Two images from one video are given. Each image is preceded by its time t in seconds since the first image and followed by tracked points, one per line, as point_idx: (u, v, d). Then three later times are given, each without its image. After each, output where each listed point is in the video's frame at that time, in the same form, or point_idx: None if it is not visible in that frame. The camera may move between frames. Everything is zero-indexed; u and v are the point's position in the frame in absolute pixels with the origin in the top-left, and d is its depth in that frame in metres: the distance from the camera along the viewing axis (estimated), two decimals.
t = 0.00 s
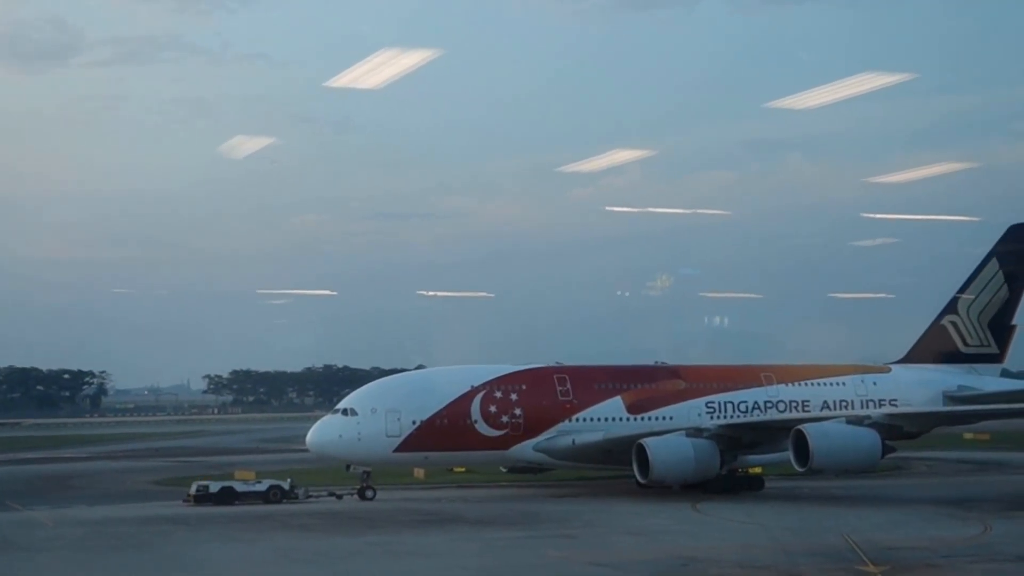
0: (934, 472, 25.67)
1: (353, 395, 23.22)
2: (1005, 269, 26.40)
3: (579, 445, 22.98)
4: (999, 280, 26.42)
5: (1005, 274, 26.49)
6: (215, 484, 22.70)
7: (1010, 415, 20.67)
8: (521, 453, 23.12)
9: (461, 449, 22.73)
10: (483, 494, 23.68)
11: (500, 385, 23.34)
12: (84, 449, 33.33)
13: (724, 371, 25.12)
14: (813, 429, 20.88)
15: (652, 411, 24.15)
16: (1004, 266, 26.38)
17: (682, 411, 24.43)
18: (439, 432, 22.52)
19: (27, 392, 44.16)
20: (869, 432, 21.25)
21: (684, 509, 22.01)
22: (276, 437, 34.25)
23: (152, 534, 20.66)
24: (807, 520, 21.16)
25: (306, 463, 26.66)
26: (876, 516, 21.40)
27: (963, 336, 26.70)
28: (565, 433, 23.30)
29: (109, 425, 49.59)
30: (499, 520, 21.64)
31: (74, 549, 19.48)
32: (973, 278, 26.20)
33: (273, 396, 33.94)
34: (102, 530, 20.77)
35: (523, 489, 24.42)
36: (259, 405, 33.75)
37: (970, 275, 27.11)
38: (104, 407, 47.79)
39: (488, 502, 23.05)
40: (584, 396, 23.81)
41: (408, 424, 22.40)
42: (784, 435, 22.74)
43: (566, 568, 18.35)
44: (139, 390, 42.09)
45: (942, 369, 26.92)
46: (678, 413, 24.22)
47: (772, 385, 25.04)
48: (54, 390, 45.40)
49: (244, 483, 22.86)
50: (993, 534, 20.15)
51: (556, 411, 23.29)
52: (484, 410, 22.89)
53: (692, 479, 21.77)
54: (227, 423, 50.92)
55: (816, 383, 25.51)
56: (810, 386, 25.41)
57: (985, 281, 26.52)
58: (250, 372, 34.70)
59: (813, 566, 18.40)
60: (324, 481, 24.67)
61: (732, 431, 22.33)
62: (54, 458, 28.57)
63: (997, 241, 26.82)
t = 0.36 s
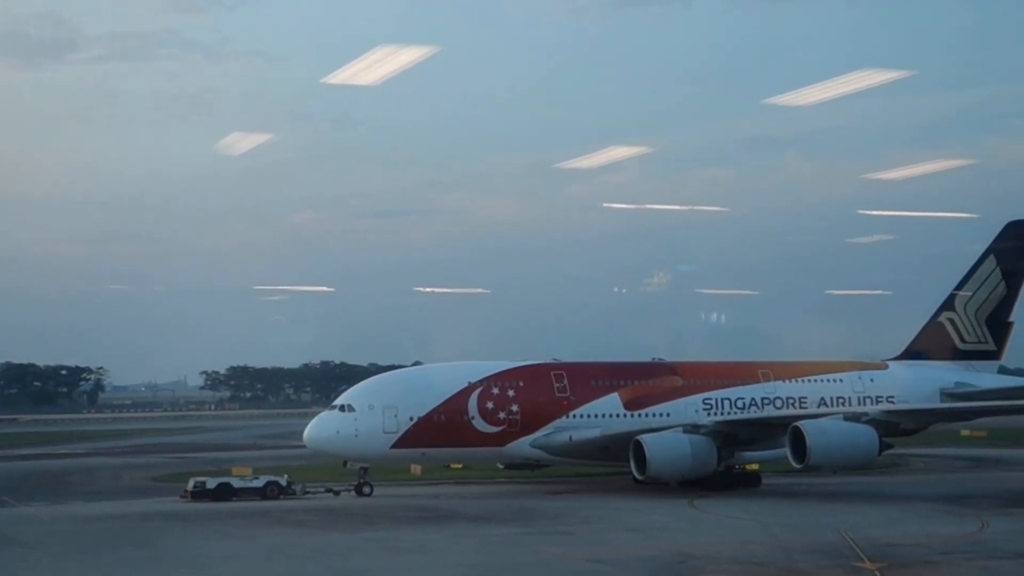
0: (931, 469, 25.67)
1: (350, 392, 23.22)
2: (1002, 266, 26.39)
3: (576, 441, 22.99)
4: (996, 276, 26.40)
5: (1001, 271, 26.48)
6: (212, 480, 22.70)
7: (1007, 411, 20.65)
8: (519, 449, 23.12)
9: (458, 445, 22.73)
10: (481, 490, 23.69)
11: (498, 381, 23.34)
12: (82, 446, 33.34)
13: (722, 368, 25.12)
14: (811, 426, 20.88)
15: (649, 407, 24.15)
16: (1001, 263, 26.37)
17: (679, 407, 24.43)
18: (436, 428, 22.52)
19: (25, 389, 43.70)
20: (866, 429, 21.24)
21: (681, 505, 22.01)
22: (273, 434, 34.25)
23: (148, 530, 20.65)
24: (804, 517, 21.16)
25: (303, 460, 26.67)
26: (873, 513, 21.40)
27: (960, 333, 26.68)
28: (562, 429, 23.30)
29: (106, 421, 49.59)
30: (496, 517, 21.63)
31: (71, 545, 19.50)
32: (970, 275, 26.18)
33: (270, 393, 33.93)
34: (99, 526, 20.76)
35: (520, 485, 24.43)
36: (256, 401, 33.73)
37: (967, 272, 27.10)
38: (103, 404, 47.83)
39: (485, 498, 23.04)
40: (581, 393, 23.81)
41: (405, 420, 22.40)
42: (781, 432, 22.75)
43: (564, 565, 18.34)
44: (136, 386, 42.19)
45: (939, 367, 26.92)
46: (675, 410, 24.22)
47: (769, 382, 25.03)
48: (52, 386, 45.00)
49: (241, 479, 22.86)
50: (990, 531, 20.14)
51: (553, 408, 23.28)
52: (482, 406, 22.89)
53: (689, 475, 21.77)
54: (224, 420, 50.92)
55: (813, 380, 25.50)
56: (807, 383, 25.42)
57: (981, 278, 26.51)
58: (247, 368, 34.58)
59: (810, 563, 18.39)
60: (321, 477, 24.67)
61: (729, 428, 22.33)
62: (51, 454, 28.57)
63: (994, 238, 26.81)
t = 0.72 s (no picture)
0: (928, 465, 25.66)
1: (347, 386, 23.21)
2: (1000, 261, 26.38)
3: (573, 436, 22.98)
4: (994, 272, 26.38)
5: (999, 266, 26.46)
6: (209, 474, 22.67)
7: (1005, 407, 20.63)
8: (516, 444, 23.11)
9: (455, 440, 22.71)
10: (477, 485, 23.68)
11: (495, 376, 23.33)
12: (79, 440, 33.32)
13: (719, 363, 25.11)
14: (808, 421, 20.86)
15: (646, 403, 24.13)
16: (999, 258, 26.35)
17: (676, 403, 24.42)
18: (433, 423, 22.51)
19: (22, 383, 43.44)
20: (863, 425, 21.22)
21: (677, 500, 22.00)
22: (270, 428, 34.23)
23: (145, 524, 20.64)
24: (800, 513, 21.15)
25: (300, 454, 26.65)
26: (869, 509, 21.40)
27: (957, 328, 26.67)
28: (559, 424, 23.29)
29: (103, 416, 49.57)
30: (493, 512, 21.62)
31: (68, 540, 19.49)
32: (968, 270, 26.16)
33: (267, 387, 33.89)
34: (95, 521, 20.76)
35: (516, 480, 24.42)
36: (253, 395, 33.70)
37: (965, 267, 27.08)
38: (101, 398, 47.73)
39: (482, 493, 23.03)
40: (578, 388, 23.80)
41: (402, 415, 22.39)
42: (778, 427, 22.74)
43: (561, 561, 18.35)
44: (133, 380, 42.16)
45: (936, 362, 26.91)
46: (672, 405, 24.21)
47: (766, 377, 25.03)
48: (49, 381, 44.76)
49: (238, 474, 22.83)
50: (987, 527, 20.14)
51: (550, 403, 23.27)
52: (479, 401, 22.88)
53: (686, 471, 21.76)
54: (222, 414, 50.90)
55: (810, 375, 25.49)
56: (804, 379, 25.40)
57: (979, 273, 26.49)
58: (244, 363, 34.83)
59: (807, 559, 18.39)
60: (318, 472, 24.65)
61: (726, 423, 22.32)
62: (48, 448, 28.56)
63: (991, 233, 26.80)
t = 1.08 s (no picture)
0: (925, 459, 25.68)
1: (345, 379, 23.20)
2: (997, 255, 26.39)
3: (570, 430, 22.99)
4: (991, 266, 26.40)
5: (996, 261, 26.48)
6: (207, 467, 22.66)
7: (1002, 400, 20.64)
8: (512, 438, 23.11)
9: (452, 434, 22.71)
10: (475, 478, 23.69)
11: (492, 369, 23.32)
12: (74, 432, 33.24)
13: (716, 357, 25.11)
14: (805, 415, 20.87)
15: (643, 396, 24.14)
16: (996, 252, 26.37)
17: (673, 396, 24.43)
18: (430, 416, 22.51)
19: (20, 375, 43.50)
20: (860, 419, 21.22)
21: (674, 494, 22.03)
22: (267, 422, 34.15)
23: (143, 517, 20.67)
24: (797, 506, 21.20)
25: (297, 448, 26.64)
26: (866, 502, 21.44)
27: (954, 322, 26.67)
28: (556, 418, 23.30)
29: (100, 409, 49.49)
30: (490, 505, 21.65)
31: (65, 532, 19.52)
32: (965, 264, 26.16)
33: (263, 380, 33.81)
34: (93, 514, 20.77)
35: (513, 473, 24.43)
36: (250, 388, 33.61)
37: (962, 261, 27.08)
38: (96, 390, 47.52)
39: (479, 486, 23.04)
40: (575, 381, 23.80)
41: (399, 409, 22.39)
42: (775, 420, 22.74)
43: (559, 554, 18.54)
44: (129, 373, 42.05)
45: (933, 356, 26.92)
46: (669, 399, 24.21)
47: (763, 371, 25.04)
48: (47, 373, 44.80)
49: (235, 467, 22.82)
50: (983, 520, 20.19)
51: (547, 396, 23.27)
52: (476, 394, 22.87)
53: (682, 465, 21.76)
54: (219, 408, 50.83)
55: (807, 369, 25.50)
56: (801, 372, 25.41)
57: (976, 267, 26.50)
58: (241, 355, 34.52)
59: (803, 553, 18.51)
60: (315, 465, 24.65)
61: (723, 417, 22.32)
62: (45, 441, 28.52)
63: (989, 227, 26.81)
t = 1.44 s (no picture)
0: (921, 451, 25.75)
1: (342, 371, 23.19)
2: (995, 248, 26.38)
3: (568, 422, 23.01)
4: (989, 258, 26.39)
5: (994, 253, 26.47)
6: (204, 459, 22.65)
7: (999, 393, 20.68)
8: (510, 429, 23.11)
9: (449, 425, 22.71)
10: (472, 470, 23.74)
11: (490, 361, 23.31)
12: (71, 424, 33.17)
13: (714, 349, 25.12)
14: (802, 407, 20.88)
15: (641, 388, 24.14)
16: (994, 245, 26.35)
17: (670, 388, 24.44)
18: (427, 408, 22.50)
19: (16, 367, 43.35)
20: (857, 411, 21.23)
21: (672, 486, 22.11)
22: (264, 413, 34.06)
23: (141, 508, 20.74)
24: (794, 498, 21.29)
25: (294, 439, 26.63)
26: (862, 493, 21.54)
27: (951, 314, 26.68)
28: (553, 409, 23.30)
29: (96, 399, 49.37)
30: (487, 497, 21.71)
31: (64, 525, 19.56)
32: (963, 256, 26.15)
33: (262, 371, 33.76)
34: (91, 504, 20.83)
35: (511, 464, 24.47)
36: (248, 380, 33.52)
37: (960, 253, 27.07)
38: (92, 381, 47.37)
39: (476, 477, 23.09)
40: (572, 373, 23.79)
41: (397, 400, 22.38)
42: (772, 412, 22.76)
43: (558, 549, 18.71)
44: (127, 364, 41.95)
45: (930, 349, 26.93)
46: (666, 390, 24.22)
47: (761, 363, 25.04)
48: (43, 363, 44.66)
49: (233, 458, 22.81)
50: (980, 512, 20.32)
51: (545, 388, 23.27)
52: (473, 386, 22.86)
53: (680, 457, 21.77)
54: (215, 398, 50.74)
55: (805, 361, 25.50)
56: (799, 364, 25.42)
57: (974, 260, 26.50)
58: (238, 347, 34.40)
59: (801, 548, 18.71)
60: (312, 456, 24.66)
61: (720, 409, 22.34)
62: (41, 432, 28.45)
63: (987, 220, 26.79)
